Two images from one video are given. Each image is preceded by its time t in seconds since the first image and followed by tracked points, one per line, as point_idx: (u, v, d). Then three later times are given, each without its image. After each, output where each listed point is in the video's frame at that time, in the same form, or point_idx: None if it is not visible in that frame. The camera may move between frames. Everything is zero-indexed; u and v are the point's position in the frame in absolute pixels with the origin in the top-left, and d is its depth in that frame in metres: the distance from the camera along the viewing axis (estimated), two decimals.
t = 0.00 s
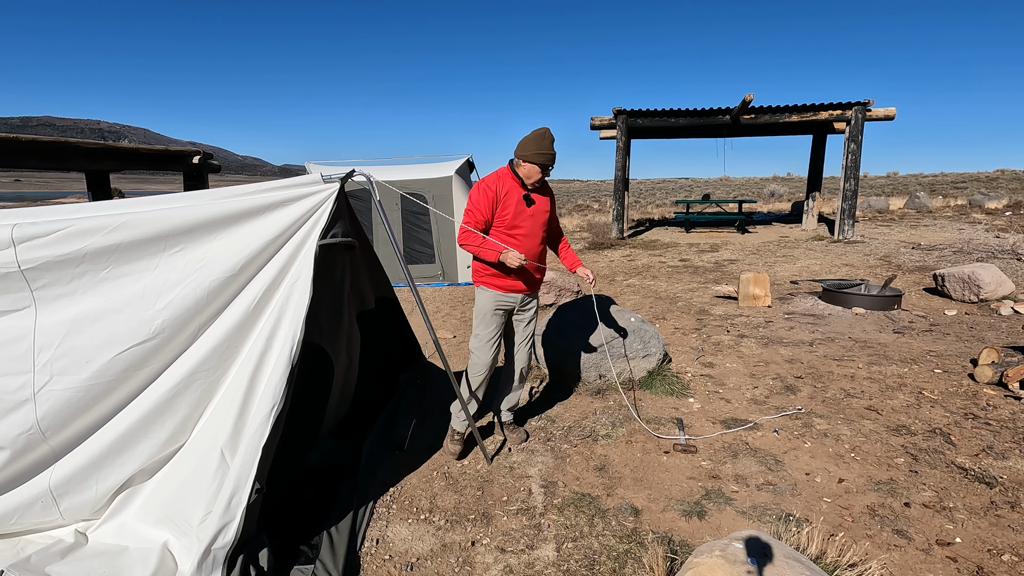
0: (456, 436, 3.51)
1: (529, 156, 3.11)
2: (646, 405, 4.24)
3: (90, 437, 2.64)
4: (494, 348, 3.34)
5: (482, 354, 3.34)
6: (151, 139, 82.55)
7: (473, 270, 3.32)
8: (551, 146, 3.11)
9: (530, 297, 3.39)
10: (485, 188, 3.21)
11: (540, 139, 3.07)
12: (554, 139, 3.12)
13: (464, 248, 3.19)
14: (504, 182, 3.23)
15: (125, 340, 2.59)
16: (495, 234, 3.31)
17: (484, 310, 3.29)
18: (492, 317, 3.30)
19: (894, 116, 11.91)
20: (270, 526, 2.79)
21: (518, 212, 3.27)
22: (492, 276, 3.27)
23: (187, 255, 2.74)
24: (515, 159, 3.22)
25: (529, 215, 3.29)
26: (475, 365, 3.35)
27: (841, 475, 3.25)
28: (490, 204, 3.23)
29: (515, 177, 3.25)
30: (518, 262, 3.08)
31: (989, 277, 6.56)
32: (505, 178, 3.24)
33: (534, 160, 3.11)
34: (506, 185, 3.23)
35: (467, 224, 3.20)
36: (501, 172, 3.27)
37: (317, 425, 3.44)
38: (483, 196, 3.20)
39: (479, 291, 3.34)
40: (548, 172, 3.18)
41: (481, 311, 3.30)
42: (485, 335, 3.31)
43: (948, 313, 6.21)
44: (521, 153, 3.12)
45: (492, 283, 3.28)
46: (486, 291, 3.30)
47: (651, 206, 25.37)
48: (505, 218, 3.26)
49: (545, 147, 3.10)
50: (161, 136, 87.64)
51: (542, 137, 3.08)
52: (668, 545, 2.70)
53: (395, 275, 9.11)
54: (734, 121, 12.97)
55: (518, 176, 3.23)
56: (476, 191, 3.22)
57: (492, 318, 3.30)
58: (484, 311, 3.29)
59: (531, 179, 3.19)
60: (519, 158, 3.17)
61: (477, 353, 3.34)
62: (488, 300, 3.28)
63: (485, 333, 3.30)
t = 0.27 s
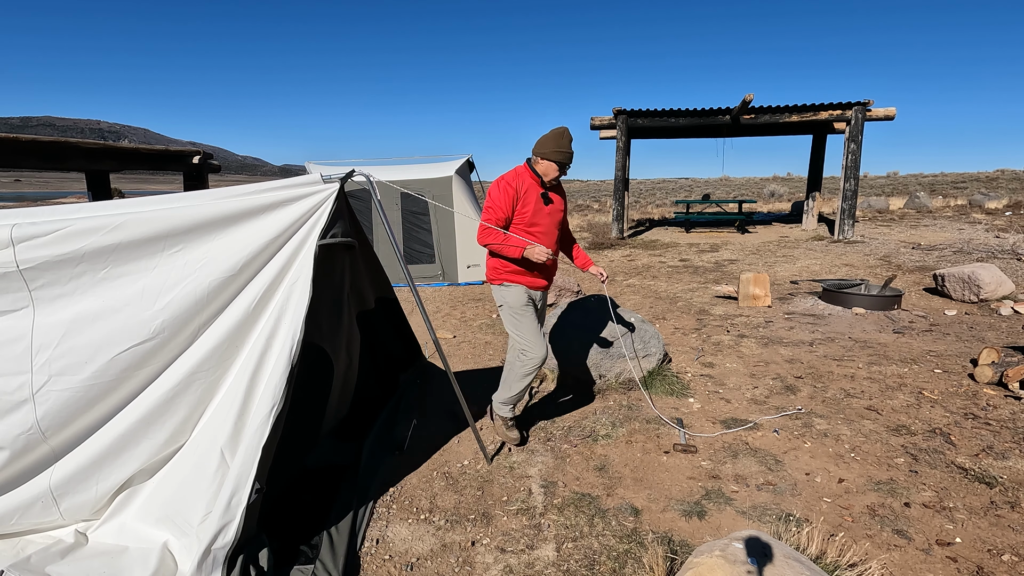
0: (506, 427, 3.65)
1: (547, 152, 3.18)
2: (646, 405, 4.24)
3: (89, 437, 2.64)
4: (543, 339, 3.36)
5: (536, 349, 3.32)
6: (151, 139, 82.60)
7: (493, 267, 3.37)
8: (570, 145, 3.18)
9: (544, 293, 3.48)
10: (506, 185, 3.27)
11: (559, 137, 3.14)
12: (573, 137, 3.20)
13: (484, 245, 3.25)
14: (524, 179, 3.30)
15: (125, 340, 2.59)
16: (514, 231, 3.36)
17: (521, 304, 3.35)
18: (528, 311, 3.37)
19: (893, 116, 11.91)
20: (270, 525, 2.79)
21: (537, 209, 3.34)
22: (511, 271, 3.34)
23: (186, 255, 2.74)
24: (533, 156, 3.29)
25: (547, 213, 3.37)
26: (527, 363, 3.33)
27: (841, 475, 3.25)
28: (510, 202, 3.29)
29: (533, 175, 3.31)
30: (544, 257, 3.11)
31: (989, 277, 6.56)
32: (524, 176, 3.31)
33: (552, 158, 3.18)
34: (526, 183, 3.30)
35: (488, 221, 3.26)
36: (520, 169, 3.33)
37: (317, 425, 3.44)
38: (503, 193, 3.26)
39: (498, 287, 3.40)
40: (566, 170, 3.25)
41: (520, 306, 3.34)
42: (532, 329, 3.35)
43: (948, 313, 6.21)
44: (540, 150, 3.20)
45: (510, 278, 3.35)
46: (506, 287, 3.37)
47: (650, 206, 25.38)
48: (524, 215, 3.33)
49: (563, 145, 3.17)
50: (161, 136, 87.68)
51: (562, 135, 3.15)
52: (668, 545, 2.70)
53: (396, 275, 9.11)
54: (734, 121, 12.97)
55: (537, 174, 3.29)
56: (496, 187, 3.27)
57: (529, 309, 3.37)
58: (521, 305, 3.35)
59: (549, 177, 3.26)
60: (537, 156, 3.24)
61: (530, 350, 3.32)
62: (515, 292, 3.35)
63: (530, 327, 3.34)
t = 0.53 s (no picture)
0: (589, 432, 3.55)
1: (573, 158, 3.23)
2: (646, 405, 4.24)
3: (89, 438, 2.64)
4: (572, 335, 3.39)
5: (567, 350, 3.35)
6: (151, 139, 82.60)
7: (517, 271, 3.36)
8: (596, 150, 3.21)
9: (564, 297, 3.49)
10: (533, 189, 3.27)
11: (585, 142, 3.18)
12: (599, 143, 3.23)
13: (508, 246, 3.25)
14: (551, 184, 3.32)
15: (125, 340, 2.59)
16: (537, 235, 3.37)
17: (547, 309, 3.35)
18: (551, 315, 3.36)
19: (893, 116, 11.91)
20: (270, 526, 2.79)
21: (562, 215, 3.36)
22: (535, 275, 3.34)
23: (186, 255, 2.74)
24: (560, 161, 3.33)
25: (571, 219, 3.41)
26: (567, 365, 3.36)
27: (841, 475, 3.25)
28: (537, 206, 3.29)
29: (559, 180, 3.34)
30: (563, 262, 3.15)
31: (989, 277, 6.56)
32: (551, 180, 3.33)
33: (580, 163, 3.23)
34: (552, 187, 3.32)
35: (514, 221, 3.26)
36: (546, 174, 3.35)
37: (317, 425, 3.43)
38: (530, 195, 3.26)
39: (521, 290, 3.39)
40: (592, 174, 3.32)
41: (545, 312, 3.34)
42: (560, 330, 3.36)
43: (948, 313, 6.21)
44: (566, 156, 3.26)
45: (534, 283, 3.35)
46: (531, 291, 3.37)
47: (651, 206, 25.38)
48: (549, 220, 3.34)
49: (589, 150, 3.21)
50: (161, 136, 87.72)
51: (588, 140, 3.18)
52: (668, 545, 2.70)
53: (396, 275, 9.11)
54: (734, 121, 12.97)
55: (563, 179, 3.33)
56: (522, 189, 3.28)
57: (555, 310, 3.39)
58: (547, 310, 3.35)
59: (575, 181, 3.33)
60: (564, 160, 3.29)
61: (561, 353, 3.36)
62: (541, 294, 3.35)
63: (559, 330, 3.36)
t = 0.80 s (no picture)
0: (598, 435, 3.62)
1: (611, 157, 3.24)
2: (645, 405, 4.24)
3: (89, 438, 2.64)
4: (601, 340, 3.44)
5: (595, 355, 3.40)
6: (151, 138, 82.63)
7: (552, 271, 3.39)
8: (633, 149, 3.23)
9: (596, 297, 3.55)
10: (572, 191, 3.27)
11: (625, 141, 3.19)
12: (636, 142, 3.24)
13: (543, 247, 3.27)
14: (590, 184, 3.31)
15: (125, 340, 2.59)
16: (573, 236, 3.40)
17: (583, 313, 3.37)
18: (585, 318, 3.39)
19: (893, 116, 11.91)
20: (270, 526, 2.80)
21: (600, 217, 3.39)
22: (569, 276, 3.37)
23: (186, 255, 2.74)
24: (597, 159, 3.33)
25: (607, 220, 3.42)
26: (591, 369, 3.41)
27: (841, 475, 3.25)
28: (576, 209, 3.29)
29: (597, 180, 3.33)
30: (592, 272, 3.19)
31: (989, 277, 6.56)
32: (590, 180, 3.32)
33: (617, 163, 3.24)
34: (591, 188, 3.31)
35: (551, 223, 3.26)
36: (585, 173, 3.34)
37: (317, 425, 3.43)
38: (569, 196, 3.27)
39: (557, 289, 3.42)
40: (628, 173, 3.33)
41: (580, 315, 3.37)
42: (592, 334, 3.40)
43: (948, 313, 6.21)
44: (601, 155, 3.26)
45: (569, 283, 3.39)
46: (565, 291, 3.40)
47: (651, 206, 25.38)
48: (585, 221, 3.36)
49: (627, 149, 3.22)
50: (161, 136, 87.71)
51: (626, 139, 3.19)
52: (668, 545, 2.70)
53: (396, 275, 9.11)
54: (734, 121, 12.97)
55: (601, 178, 3.33)
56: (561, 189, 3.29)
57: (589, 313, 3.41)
58: (581, 313, 3.37)
59: (612, 180, 3.33)
60: (601, 159, 3.29)
61: (587, 356, 3.41)
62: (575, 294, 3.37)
63: (590, 333, 3.39)
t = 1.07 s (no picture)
0: (598, 435, 3.62)
1: (647, 150, 3.27)
2: (645, 405, 4.24)
3: (89, 437, 2.64)
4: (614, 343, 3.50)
5: (605, 354, 3.47)
6: (151, 139, 82.66)
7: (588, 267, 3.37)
8: (669, 144, 3.26)
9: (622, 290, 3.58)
10: (612, 184, 3.28)
11: (661, 135, 3.22)
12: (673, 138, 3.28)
13: (586, 248, 3.23)
14: (627, 181, 3.32)
15: (125, 340, 2.59)
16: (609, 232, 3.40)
17: (604, 312, 3.41)
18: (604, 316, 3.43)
19: (894, 116, 11.91)
20: (270, 526, 2.80)
21: (634, 212, 3.42)
22: (603, 272, 3.36)
23: (186, 255, 2.74)
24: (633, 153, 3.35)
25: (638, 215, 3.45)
26: (597, 366, 3.47)
27: (841, 475, 3.25)
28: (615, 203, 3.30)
29: (633, 174, 3.36)
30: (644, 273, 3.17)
31: (989, 277, 6.56)
32: (627, 177, 3.33)
33: (653, 157, 3.26)
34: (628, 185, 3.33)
35: (593, 218, 3.26)
36: (621, 168, 3.35)
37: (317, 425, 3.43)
38: (610, 192, 3.27)
39: (585, 285, 3.42)
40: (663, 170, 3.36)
41: (601, 314, 3.41)
42: (606, 334, 3.46)
43: (948, 313, 6.21)
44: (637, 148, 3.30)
45: (601, 279, 3.38)
46: (595, 287, 3.40)
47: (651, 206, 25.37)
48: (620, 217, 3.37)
49: (663, 144, 3.25)
50: (161, 137, 87.72)
51: (663, 134, 3.23)
52: (668, 545, 2.70)
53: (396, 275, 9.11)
54: (734, 121, 12.96)
55: (636, 172, 3.37)
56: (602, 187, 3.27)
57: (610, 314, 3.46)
58: (603, 312, 3.41)
59: (648, 175, 3.36)
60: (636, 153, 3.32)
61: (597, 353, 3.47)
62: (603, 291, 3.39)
63: (604, 332, 3.45)
